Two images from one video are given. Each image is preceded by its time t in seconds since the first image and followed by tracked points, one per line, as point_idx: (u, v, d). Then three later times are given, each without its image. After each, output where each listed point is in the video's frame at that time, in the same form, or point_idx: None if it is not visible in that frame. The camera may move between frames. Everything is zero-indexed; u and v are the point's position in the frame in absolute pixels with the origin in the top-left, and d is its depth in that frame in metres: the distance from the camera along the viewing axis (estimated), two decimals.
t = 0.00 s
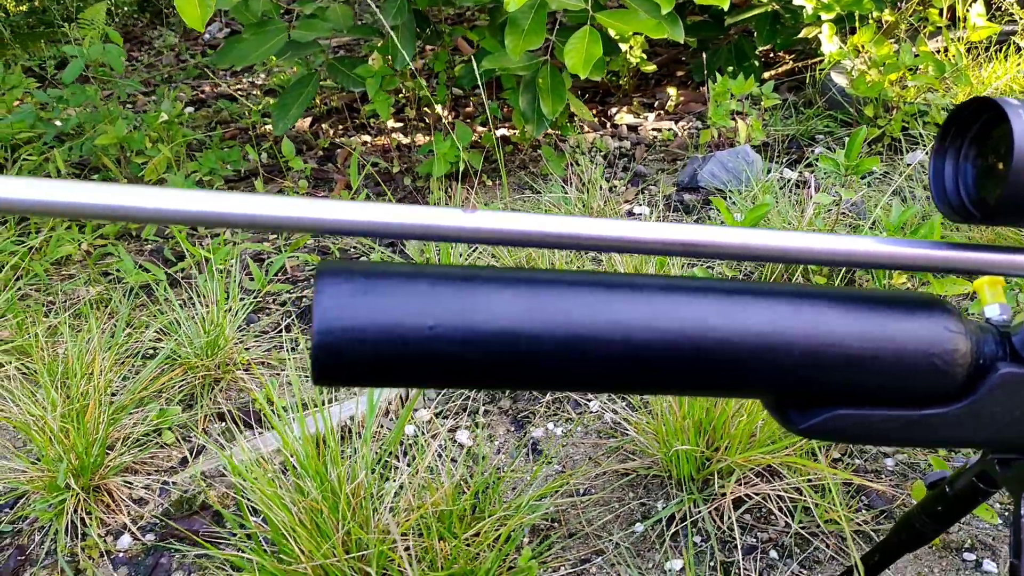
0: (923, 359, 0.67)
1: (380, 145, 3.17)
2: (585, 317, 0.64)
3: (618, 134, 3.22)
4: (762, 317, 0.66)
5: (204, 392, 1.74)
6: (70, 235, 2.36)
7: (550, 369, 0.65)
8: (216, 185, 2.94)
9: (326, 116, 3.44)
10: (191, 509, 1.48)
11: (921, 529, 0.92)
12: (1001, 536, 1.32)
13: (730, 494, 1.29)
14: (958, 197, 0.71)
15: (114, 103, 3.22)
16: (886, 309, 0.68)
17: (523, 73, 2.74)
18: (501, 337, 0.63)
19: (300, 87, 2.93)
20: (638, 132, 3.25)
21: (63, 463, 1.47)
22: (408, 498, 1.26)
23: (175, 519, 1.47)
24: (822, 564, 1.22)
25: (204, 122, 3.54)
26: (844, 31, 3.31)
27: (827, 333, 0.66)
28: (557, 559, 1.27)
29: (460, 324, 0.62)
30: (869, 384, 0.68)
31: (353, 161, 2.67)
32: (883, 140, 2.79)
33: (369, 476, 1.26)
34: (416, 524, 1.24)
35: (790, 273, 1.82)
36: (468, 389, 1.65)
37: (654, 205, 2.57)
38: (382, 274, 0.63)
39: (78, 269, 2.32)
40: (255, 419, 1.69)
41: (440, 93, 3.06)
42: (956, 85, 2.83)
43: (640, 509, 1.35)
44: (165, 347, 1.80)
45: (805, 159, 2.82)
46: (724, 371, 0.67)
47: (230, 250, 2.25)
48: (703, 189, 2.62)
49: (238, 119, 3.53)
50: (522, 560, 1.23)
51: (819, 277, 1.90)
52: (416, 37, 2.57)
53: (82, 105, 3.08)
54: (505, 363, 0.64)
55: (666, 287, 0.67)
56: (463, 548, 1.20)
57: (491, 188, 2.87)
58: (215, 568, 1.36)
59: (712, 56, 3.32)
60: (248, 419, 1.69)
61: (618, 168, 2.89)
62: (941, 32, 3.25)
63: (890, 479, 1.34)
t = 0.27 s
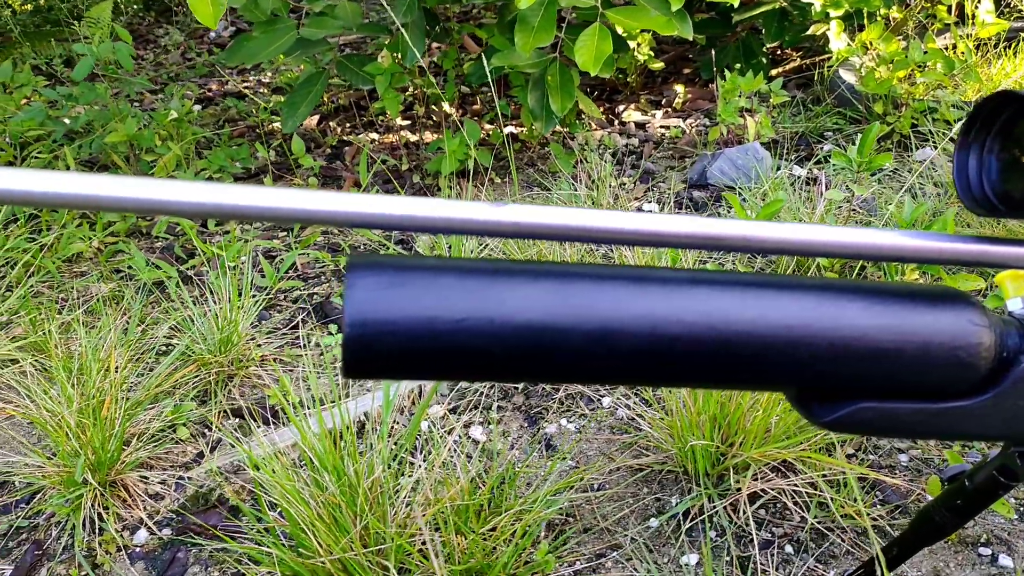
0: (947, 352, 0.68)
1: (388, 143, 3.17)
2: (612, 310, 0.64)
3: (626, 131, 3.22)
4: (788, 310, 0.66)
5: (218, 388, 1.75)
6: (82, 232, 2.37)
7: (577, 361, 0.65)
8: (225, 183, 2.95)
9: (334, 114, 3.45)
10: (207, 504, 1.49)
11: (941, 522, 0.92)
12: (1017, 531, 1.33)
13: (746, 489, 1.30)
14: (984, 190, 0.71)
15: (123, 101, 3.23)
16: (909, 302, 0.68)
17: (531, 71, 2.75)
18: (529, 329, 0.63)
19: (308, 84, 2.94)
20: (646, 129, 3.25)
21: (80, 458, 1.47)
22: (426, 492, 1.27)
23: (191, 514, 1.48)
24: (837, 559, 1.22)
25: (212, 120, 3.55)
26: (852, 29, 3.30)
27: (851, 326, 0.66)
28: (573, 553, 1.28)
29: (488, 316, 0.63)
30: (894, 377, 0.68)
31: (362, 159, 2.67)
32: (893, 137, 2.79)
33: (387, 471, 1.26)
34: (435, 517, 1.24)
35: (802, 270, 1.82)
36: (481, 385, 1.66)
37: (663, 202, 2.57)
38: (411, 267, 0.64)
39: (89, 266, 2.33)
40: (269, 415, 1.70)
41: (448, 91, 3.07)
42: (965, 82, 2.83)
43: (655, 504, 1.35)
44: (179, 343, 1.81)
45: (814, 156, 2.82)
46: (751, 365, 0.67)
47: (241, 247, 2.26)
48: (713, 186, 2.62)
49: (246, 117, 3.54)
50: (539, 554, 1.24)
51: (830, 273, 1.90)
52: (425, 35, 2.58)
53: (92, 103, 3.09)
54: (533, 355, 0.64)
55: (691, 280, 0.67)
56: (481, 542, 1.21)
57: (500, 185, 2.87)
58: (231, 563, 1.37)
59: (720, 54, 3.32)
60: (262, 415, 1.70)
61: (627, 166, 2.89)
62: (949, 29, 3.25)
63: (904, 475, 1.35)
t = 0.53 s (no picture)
0: (966, 348, 0.68)
1: (395, 142, 3.18)
2: (634, 306, 0.65)
3: (633, 130, 3.23)
4: (808, 307, 0.67)
5: (231, 384, 1.77)
6: (92, 231, 2.38)
7: (600, 357, 0.66)
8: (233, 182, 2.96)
9: (341, 113, 3.46)
10: (221, 501, 1.50)
11: (956, 517, 0.93)
12: None
13: (758, 486, 1.31)
14: (1003, 187, 0.71)
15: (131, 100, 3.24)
16: (927, 299, 0.69)
17: (539, 70, 2.75)
18: (554, 325, 0.64)
19: (316, 83, 2.94)
20: (653, 128, 3.25)
21: (95, 455, 1.48)
22: (440, 488, 1.28)
23: (206, 510, 1.49)
24: (849, 555, 1.23)
25: (220, 119, 3.56)
26: (859, 27, 3.30)
27: (872, 322, 0.67)
28: (585, 549, 1.29)
29: (513, 312, 0.64)
30: (914, 372, 0.69)
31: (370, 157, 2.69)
32: (900, 135, 2.79)
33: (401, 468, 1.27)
34: (450, 514, 1.25)
35: (811, 268, 1.83)
36: (491, 383, 1.66)
37: (671, 200, 2.58)
38: (436, 264, 0.64)
39: (100, 264, 2.34)
40: (281, 413, 1.71)
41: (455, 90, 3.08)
42: (973, 80, 2.83)
43: (666, 500, 1.36)
44: (191, 341, 1.82)
45: (821, 155, 2.82)
46: (773, 361, 0.67)
47: (250, 245, 2.27)
48: (721, 186, 2.63)
49: (252, 115, 3.55)
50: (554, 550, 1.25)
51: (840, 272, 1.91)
52: (433, 34, 2.59)
53: (101, 102, 3.10)
54: (557, 351, 0.65)
55: (711, 277, 0.68)
56: (497, 538, 1.22)
57: (507, 184, 2.88)
58: (246, 559, 1.38)
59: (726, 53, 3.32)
60: (274, 413, 1.71)
61: (634, 164, 2.90)
62: (956, 27, 3.24)
63: (915, 471, 1.36)
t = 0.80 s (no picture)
0: (988, 343, 0.69)
1: (404, 141, 3.19)
2: (661, 302, 0.66)
3: (640, 129, 3.23)
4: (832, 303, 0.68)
5: (245, 382, 1.78)
6: (104, 230, 2.40)
7: (628, 353, 0.67)
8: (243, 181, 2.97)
9: (348, 112, 3.47)
10: (237, 497, 1.51)
11: (973, 512, 0.94)
12: None
13: (772, 483, 1.32)
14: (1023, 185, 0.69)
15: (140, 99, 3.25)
16: (948, 295, 0.70)
17: (547, 69, 2.76)
18: (583, 321, 0.65)
19: (325, 82, 2.96)
20: (660, 127, 3.26)
21: (114, 451, 1.50)
22: (458, 484, 1.29)
23: (223, 506, 1.50)
24: (863, 550, 1.25)
25: (228, 118, 3.57)
26: (866, 26, 3.30)
27: (896, 318, 0.68)
28: (601, 544, 1.30)
29: (543, 308, 0.65)
30: (936, 367, 0.70)
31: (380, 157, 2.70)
32: (908, 134, 2.80)
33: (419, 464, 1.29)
34: (466, 510, 1.27)
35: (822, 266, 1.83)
36: (504, 380, 1.68)
37: (679, 199, 2.58)
38: (467, 261, 0.66)
39: (112, 263, 2.35)
40: (295, 410, 1.72)
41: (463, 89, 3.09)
42: (981, 79, 2.83)
43: (680, 496, 1.37)
44: (206, 339, 1.83)
45: (829, 154, 2.83)
46: (798, 357, 0.68)
47: (261, 244, 2.28)
48: (730, 185, 2.64)
49: (260, 115, 3.56)
50: (571, 545, 1.27)
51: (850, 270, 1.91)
52: (443, 34, 2.60)
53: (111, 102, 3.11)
54: (585, 347, 0.66)
55: (736, 273, 0.69)
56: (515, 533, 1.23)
57: (516, 183, 2.89)
58: (264, 554, 1.39)
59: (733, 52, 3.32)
60: (289, 410, 1.73)
61: (642, 163, 2.90)
62: (963, 27, 3.25)
63: (928, 467, 1.37)
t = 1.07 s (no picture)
0: (1005, 341, 0.70)
1: (410, 141, 3.20)
2: (685, 299, 0.67)
3: (646, 129, 3.24)
4: (851, 301, 0.69)
5: (258, 380, 1.79)
6: (114, 230, 2.41)
7: (652, 349, 0.68)
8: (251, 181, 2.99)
9: (355, 112, 3.49)
10: (252, 494, 1.53)
11: (986, 509, 0.95)
12: None
13: (783, 480, 1.33)
14: None
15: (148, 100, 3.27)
16: (965, 294, 0.71)
17: (554, 69, 2.78)
18: (608, 318, 0.66)
19: (332, 83, 2.97)
20: (666, 127, 3.27)
21: (130, 448, 1.51)
22: (473, 481, 1.30)
23: (238, 502, 1.52)
24: (874, 547, 1.26)
25: (234, 118, 3.59)
26: (871, 27, 3.31)
27: (914, 316, 0.69)
28: (614, 540, 1.31)
29: (570, 306, 0.66)
30: (954, 365, 0.71)
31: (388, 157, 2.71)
32: (914, 134, 2.81)
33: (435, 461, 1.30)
34: (481, 507, 1.29)
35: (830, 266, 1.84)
36: (516, 379, 1.69)
37: (686, 199, 2.60)
38: (495, 260, 0.67)
39: (122, 262, 2.37)
40: (307, 408, 1.73)
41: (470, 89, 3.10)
42: (987, 79, 2.84)
43: (692, 493, 1.39)
44: (219, 338, 1.85)
45: (835, 153, 2.84)
46: (818, 354, 0.70)
47: (271, 244, 2.30)
48: (736, 184, 2.65)
49: (267, 115, 3.57)
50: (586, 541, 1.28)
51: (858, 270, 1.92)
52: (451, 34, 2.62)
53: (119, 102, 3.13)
54: (611, 344, 0.67)
55: (757, 272, 0.70)
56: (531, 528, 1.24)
57: (523, 182, 2.90)
58: (280, 551, 1.41)
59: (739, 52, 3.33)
60: (301, 409, 1.74)
61: (648, 163, 2.91)
62: (968, 27, 3.25)
63: (938, 465, 1.38)
